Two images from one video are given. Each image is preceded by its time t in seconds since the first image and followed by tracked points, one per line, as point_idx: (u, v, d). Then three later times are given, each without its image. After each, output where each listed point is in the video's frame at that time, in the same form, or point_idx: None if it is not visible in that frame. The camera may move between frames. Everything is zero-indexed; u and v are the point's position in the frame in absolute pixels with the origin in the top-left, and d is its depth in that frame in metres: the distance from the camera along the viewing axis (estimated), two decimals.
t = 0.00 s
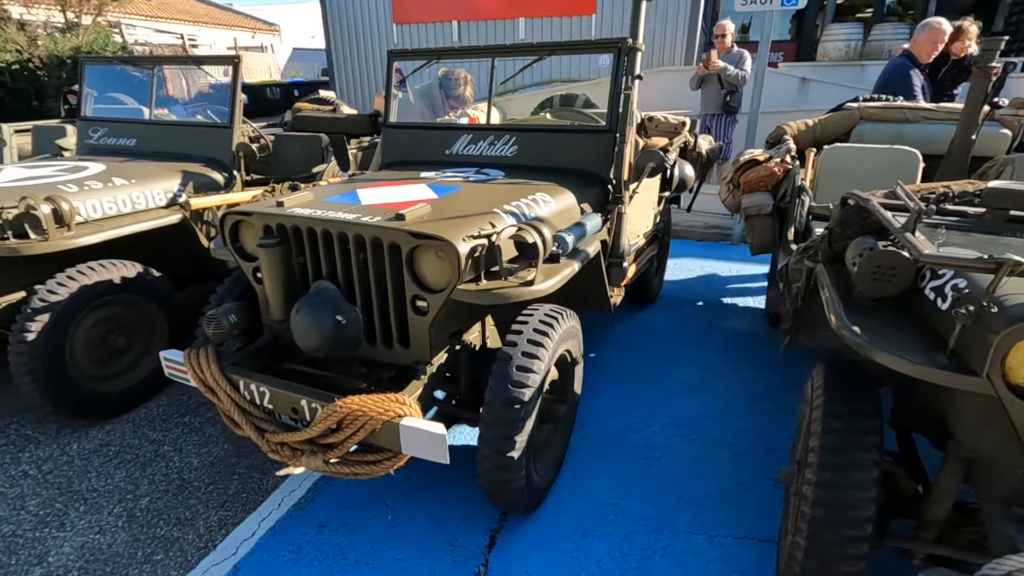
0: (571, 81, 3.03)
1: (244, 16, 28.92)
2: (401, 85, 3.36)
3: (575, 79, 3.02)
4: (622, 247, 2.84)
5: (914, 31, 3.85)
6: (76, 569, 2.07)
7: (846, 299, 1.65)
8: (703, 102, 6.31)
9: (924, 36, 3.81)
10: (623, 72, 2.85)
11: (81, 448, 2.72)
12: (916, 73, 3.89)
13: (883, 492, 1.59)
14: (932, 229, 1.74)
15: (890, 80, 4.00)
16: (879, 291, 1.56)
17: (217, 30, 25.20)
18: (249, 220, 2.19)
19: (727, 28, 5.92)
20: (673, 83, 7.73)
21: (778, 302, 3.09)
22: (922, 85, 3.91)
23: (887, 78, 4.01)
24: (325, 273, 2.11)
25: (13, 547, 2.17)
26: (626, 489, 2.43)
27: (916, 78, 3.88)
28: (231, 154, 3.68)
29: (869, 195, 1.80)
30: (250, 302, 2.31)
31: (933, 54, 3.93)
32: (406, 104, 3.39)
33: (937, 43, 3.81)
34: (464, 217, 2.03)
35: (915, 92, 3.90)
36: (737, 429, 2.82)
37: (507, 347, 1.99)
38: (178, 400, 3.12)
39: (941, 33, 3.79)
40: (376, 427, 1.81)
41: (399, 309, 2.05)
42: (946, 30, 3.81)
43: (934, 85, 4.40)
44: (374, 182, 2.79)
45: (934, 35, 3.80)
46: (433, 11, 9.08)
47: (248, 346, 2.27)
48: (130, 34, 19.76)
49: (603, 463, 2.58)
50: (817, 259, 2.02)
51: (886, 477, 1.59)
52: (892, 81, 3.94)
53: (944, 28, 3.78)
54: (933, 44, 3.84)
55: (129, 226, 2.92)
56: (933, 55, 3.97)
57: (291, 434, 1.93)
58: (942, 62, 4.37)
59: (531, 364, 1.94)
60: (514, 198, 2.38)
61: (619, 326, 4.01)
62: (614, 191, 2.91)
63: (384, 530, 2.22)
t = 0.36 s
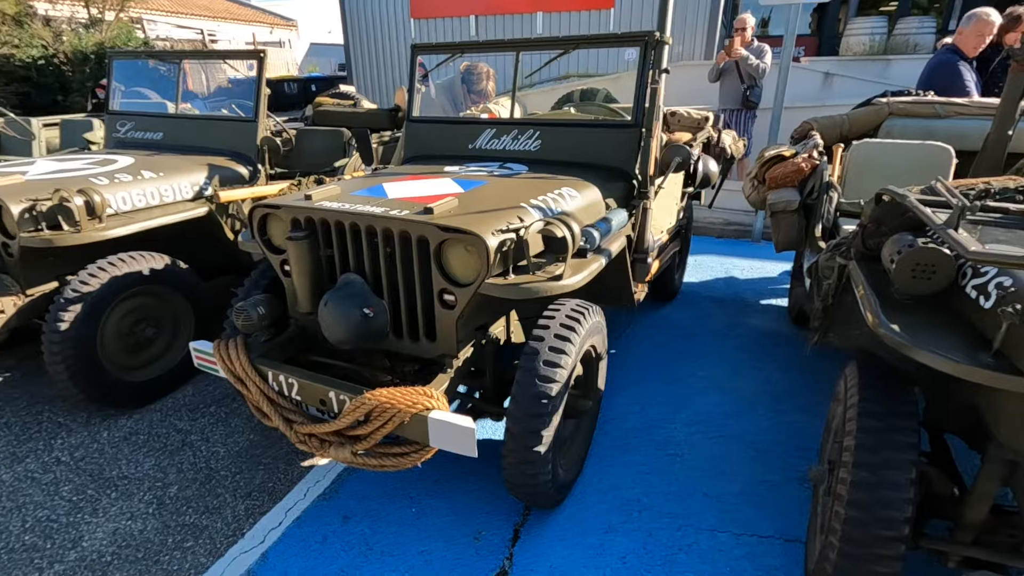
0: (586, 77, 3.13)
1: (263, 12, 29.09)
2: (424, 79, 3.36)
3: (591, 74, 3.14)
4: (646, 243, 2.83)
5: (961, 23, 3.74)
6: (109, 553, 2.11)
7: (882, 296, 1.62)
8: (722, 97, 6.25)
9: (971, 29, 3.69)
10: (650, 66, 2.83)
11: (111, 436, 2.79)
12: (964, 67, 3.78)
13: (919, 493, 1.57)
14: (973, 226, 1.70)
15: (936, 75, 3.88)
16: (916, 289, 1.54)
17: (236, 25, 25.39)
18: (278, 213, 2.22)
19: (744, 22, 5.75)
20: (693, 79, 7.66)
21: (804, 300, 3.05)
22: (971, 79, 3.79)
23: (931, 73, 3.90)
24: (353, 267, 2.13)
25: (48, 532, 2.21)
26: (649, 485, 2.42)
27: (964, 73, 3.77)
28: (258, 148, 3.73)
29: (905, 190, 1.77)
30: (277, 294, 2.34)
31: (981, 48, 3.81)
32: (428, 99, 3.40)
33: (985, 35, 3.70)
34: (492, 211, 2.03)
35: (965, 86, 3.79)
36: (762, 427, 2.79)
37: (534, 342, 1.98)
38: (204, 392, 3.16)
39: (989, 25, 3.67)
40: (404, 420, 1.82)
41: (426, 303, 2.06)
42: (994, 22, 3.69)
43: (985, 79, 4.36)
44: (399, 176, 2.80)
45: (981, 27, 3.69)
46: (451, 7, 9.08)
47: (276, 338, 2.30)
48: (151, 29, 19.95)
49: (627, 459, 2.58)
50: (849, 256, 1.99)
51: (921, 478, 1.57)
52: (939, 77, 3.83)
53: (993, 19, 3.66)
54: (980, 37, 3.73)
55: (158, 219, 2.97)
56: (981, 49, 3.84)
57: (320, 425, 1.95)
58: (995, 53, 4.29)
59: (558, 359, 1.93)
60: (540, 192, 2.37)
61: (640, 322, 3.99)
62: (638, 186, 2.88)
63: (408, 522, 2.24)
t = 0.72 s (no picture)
0: (600, 76, 3.14)
1: (276, 12, 29.25)
2: (445, 77, 3.37)
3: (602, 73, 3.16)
4: (670, 241, 2.82)
5: (992, 19, 3.70)
6: (136, 546, 2.13)
7: (920, 295, 1.60)
8: (740, 96, 6.21)
9: (1003, 25, 3.65)
10: (674, 62, 2.80)
11: (135, 430, 2.82)
12: (997, 63, 3.73)
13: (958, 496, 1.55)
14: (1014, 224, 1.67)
15: (967, 72, 3.83)
16: (956, 288, 1.52)
17: (250, 25, 25.56)
18: (304, 209, 2.23)
19: (762, 18, 5.77)
20: (709, 77, 7.62)
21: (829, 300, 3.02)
22: (1006, 76, 3.74)
23: (963, 70, 3.85)
24: (379, 263, 2.13)
25: (76, 523, 2.24)
26: (673, 484, 2.40)
27: (999, 69, 3.71)
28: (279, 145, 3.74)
29: (941, 188, 1.74)
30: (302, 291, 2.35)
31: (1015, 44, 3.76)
32: (449, 96, 3.40)
33: (1018, 31, 3.65)
34: (520, 208, 2.02)
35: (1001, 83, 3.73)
36: (785, 428, 2.77)
37: (561, 339, 1.97)
38: (226, 388, 3.18)
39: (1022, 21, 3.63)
40: (433, 416, 1.82)
41: (452, 300, 2.06)
42: None
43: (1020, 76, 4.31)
44: (422, 173, 2.80)
45: (1013, 24, 3.65)
46: (465, 6, 9.09)
47: (302, 334, 2.31)
48: (166, 29, 20.10)
49: (650, 458, 2.56)
50: (881, 254, 1.97)
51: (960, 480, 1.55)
52: (971, 74, 3.78)
53: None
54: (1013, 34, 3.68)
55: (183, 215, 3.00)
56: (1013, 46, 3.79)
57: (347, 421, 1.96)
58: None
59: (586, 357, 1.92)
60: (566, 189, 2.36)
61: (659, 321, 3.97)
62: (662, 184, 2.87)
63: (432, 519, 2.23)
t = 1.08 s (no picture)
0: (613, 77, 3.13)
1: (288, 13, 29.42)
2: (466, 79, 3.40)
3: (614, 75, 3.13)
4: (692, 242, 2.82)
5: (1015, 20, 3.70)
6: (169, 540, 2.17)
7: (951, 298, 1.61)
8: (755, 97, 6.19)
9: None
10: (697, 65, 2.80)
11: (162, 426, 2.87)
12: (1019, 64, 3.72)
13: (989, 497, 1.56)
14: None
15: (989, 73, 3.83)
16: (988, 290, 1.53)
17: (261, 26, 25.73)
18: (333, 209, 2.27)
19: (779, 20, 5.69)
20: (722, 79, 7.61)
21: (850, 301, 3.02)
22: None
23: (984, 71, 3.85)
24: (408, 262, 2.16)
25: (110, 516, 2.29)
26: (696, 484, 2.41)
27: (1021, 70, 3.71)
28: (301, 145, 3.77)
29: (970, 190, 1.74)
30: (330, 290, 2.39)
31: None
32: (469, 98, 3.42)
33: None
34: (548, 208, 2.05)
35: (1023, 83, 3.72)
36: (807, 429, 2.77)
37: (589, 339, 1.99)
38: (249, 385, 3.23)
39: None
40: (463, 414, 1.84)
41: (480, 299, 2.08)
42: None
43: None
44: (446, 174, 2.83)
45: None
46: (478, 9, 9.15)
47: (330, 332, 2.34)
48: (180, 31, 20.33)
49: (672, 457, 2.57)
50: (909, 256, 1.97)
51: (991, 482, 1.56)
52: (993, 75, 3.78)
53: None
54: None
55: (210, 215, 3.05)
56: None
57: (377, 418, 1.99)
58: None
59: (614, 356, 1.94)
60: (591, 190, 2.37)
61: (676, 322, 3.98)
62: (683, 186, 2.87)
63: (458, 516, 2.26)
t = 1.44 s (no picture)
0: (624, 79, 3.10)
1: (300, 15, 29.61)
2: (486, 82, 3.41)
3: (627, 76, 3.11)
4: (712, 244, 2.84)
5: None
6: (201, 533, 2.24)
7: (978, 301, 1.63)
8: (770, 99, 6.19)
9: None
10: (718, 69, 2.82)
11: (189, 423, 2.94)
12: None
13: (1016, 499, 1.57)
14: None
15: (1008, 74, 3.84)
16: (1014, 293, 1.55)
17: (274, 28, 25.92)
18: (361, 211, 2.31)
19: (796, 23, 5.71)
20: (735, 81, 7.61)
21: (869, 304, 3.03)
22: None
23: (1003, 73, 3.87)
24: (435, 263, 2.20)
25: (143, 510, 2.36)
26: (717, 485, 2.43)
27: None
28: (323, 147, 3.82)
29: (994, 193, 1.75)
30: (357, 290, 2.44)
31: None
32: (490, 101, 3.44)
33: None
34: (574, 211, 2.08)
35: None
36: (826, 431, 2.79)
37: (613, 340, 2.02)
38: (272, 383, 3.28)
39: None
40: (491, 412, 1.88)
41: (506, 300, 2.12)
42: None
43: None
44: (468, 176, 2.86)
45: None
46: (490, 11, 9.21)
47: (356, 332, 2.39)
48: (194, 32, 20.52)
49: (692, 457, 2.59)
50: (932, 259, 1.99)
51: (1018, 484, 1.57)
52: (1012, 75, 3.79)
53: None
54: None
55: (237, 215, 3.12)
56: None
57: (405, 416, 2.03)
58: None
59: (639, 357, 1.97)
60: (614, 192, 2.40)
61: (692, 324, 4.00)
62: (704, 188, 2.90)
63: (481, 513, 2.30)
